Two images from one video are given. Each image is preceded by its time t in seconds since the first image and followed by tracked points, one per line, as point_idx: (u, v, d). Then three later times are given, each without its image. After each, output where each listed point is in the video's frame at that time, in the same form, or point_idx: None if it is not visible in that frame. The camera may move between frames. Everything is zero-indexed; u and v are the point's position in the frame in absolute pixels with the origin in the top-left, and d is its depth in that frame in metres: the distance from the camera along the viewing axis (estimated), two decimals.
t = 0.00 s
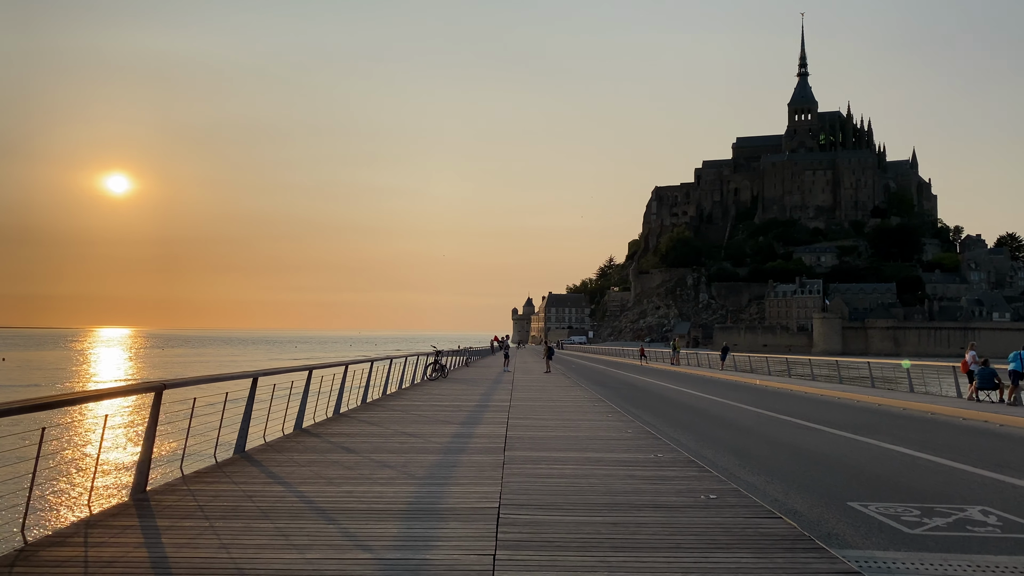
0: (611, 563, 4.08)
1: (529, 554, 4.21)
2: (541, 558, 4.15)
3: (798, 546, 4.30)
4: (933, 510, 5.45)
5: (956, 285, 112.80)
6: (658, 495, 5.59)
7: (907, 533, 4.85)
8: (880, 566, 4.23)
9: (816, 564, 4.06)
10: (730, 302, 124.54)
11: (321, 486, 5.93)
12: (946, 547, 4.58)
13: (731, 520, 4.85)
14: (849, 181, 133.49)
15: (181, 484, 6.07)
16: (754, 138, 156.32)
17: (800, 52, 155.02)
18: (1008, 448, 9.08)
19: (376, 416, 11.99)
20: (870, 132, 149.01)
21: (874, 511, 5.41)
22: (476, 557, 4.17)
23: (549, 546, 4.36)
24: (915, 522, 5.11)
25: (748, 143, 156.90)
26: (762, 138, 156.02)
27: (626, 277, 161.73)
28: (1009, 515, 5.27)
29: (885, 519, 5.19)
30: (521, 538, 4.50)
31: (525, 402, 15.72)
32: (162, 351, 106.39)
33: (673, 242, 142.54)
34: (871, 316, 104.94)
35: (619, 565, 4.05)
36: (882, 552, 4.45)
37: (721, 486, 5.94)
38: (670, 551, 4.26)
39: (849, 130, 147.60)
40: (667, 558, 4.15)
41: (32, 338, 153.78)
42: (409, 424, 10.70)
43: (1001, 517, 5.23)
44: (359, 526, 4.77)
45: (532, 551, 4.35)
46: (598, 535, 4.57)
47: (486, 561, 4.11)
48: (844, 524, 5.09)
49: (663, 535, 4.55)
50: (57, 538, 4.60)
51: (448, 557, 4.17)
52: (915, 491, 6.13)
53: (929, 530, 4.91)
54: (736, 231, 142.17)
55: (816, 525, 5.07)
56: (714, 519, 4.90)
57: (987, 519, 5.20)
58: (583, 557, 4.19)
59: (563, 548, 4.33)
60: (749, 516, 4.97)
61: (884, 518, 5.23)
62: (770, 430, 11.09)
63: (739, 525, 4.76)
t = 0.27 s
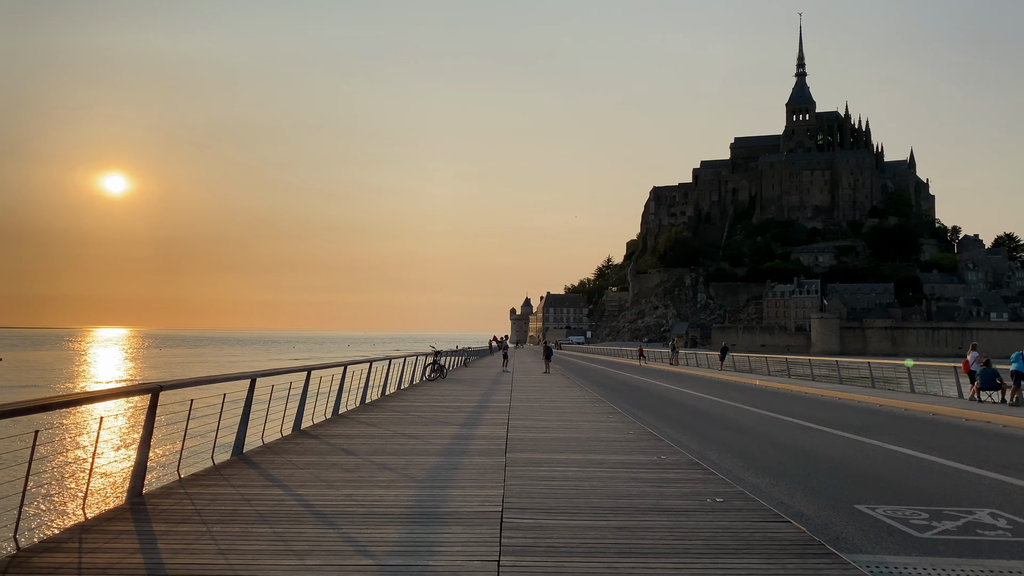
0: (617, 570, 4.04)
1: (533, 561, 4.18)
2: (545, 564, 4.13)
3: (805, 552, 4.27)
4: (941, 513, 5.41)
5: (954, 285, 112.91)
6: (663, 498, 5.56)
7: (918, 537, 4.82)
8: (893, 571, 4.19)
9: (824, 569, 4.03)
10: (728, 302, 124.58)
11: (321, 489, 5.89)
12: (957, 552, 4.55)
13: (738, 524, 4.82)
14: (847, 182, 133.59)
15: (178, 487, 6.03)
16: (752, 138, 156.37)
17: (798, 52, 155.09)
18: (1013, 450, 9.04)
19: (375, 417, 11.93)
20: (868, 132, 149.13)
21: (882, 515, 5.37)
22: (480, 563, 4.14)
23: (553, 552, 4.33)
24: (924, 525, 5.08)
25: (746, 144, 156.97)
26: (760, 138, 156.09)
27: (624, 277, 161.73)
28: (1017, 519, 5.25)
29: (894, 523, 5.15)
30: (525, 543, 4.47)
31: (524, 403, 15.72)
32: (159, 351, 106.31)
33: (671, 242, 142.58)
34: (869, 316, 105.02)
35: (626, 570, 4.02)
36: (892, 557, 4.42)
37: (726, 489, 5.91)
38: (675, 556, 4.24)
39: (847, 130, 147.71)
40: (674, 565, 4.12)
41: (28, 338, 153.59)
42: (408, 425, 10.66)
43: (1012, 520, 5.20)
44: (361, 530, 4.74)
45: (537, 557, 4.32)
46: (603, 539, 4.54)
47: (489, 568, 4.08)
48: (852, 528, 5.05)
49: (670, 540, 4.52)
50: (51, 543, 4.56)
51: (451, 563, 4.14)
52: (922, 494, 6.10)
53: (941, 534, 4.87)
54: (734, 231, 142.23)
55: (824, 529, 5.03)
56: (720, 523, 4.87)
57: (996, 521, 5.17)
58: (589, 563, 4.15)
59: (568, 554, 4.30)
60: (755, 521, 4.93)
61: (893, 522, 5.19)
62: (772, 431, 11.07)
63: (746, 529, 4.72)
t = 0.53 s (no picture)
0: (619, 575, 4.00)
1: (534, 566, 4.14)
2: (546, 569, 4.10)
3: (810, 557, 4.24)
4: (946, 515, 5.39)
5: (951, 285, 113.04)
6: (664, 499, 5.54)
7: (924, 540, 4.79)
8: None
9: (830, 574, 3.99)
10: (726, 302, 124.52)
11: (316, 492, 5.85)
12: (965, 554, 4.52)
13: (739, 528, 4.80)
14: (845, 181, 133.71)
15: (171, 490, 5.98)
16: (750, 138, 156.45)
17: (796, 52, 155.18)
18: (1016, 450, 9.01)
19: (372, 418, 11.87)
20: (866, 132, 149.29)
21: (887, 517, 5.35)
22: (478, 568, 4.11)
23: (553, 555, 4.30)
24: (930, 527, 5.05)
25: (743, 143, 157.05)
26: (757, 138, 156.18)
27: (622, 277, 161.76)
28: None
29: (899, 526, 5.12)
30: (524, 548, 4.43)
31: (522, 403, 15.71)
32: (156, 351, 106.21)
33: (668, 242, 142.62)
34: (866, 316, 105.08)
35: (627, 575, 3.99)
36: (898, 561, 4.39)
37: (728, 491, 5.88)
38: (677, 561, 4.21)
39: (844, 130, 147.87)
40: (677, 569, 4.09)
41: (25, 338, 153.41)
42: (405, 427, 10.59)
43: (1017, 522, 5.18)
44: (358, 534, 4.70)
45: (535, 560, 4.29)
46: (604, 544, 4.51)
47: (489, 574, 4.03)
48: (857, 530, 5.02)
49: (672, 545, 4.49)
50: (40, 547, 4.52)
51: (450, 567, 4.11)
52: (926, 495, 6.07)
53: (945, 536, 4.86)
54: (732, 231, 142.28)
55: (829, 532, 4.99)
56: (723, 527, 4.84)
57: (1002, 524, 5.15)
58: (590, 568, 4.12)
59: (568, 558, 4.26)
60: (759, 523, 4.91)
61: (898, 524, 5.17)
62: (773, 432, 11.05)
63: (747, 532, 4.70)
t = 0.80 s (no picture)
0: None
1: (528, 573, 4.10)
2: None
3: (810, 565, 4.18)
4: (950, 519, 5.35)
5: (948, 285, 113.21)
6: (662, 503, 5.49)
7: (928, 546, 4.75)
8: None
9: None
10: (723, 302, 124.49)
11: (307, 495, 5.80)
12: (969, 561, 4.48)
13: (738, 534, 4.75)
14: (841, 181, 133.87)
15: (159, 495, 5.92)
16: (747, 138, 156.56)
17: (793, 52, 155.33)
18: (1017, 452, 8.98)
19: (367, 419, 11.82)
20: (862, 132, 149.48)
21: (889, 521, 5.31)
22: None
23: (546, 562, 4.26)
24: (934, 532, 5.01)
25: (740, 143, 157.16)
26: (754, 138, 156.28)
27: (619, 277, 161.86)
28: None
29: (903, 530, 5.08)
30: (519, 554, 4.39)
31: (518, 404, 15.73)
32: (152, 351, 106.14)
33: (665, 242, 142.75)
34: (863, 316, 105.22)
35: None
36: (904, 568, 4.34)
37: (727, 494, 5.83)
38: (675, 568, 4.16)
39: (841, 130, 148.05)
40: None
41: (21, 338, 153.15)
42: (399, 428, 10.55)
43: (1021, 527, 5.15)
44: (349, 541, 4.65)
45: (529, 568, 4.25)
46: (598, 550, 4.47)
47: None
48: (859, 535, 4.97)
49: (669, 551, 4.44)
50: (21, 554, 4.46)
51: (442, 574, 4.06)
52: (927, 498, 6.03)
53: (949, 542, 4.81)
54: (729, 231, 142.38)
55: (831, 537, 4.95)
56: (721, 533, 4.79)
57: (1007, 528, 5.10)
58: None
59: (563, 566, 4.22)
60: (758, 529, 4.86)
61: (900, 528, 5.13)
62: (771, 432, 11.03)
63: (744, 540, 4.65)
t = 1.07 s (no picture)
0: None
1: None
2: None
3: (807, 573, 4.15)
4: (950, 523, 5.33)
5: (943, 285, 113.46)
6: (659, 509, 5.46)
7: (929, 550, 4.73)
8: None
9: None
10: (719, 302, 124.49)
11: (298, 500, 5.75)
12: (974, 567, 4.44)
13: (739, 540, 4.71)
14: (837, 181, 134.08)
15: (144, 501, 5.87)
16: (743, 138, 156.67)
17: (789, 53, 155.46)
18: (1016, 453, 8.98)
19: (361, 421, 11.79)
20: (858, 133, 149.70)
21: (890, 525, 5.28)
22: None
23: (540, 571, 4.22)
24: (935, 537, 4.98)
25: (737, 143, 157.26)
26: (751, 139, 156.39)
27: (615, 277, 161.98)
28: None
29: (903, 534, 5.06)
30: (513, 563, 4.36)
31: (513, 404, 15.72)
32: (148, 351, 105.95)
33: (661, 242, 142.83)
34: (859, 316, 105.40)
35: None
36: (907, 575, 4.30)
37: (725, 498, 5.80)
38: None
39: (837, 130, 148.24)
40: None
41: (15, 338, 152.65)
42: (393, 430, 10.50)
43: None
44: (339, 547, 4.60)
45: None
46: (594, 557, 4.44)
47: None
48: (860, 541, 4.94)
49: (668, 559, 4.41)
50: None
51: None
52: (927, 501, 6.00)
53: (952, 546, 4.79)
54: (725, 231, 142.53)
55: (831, 543, 4.91)
56: (722, 538, 4.75)
57: (1011, 533, 5.07)
58: None
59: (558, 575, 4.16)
60: (759, 534, 4.84)
61: (901, 533, 5.11)
62: (768, 434, 11.02)
63: (743, 546, 4.62)
